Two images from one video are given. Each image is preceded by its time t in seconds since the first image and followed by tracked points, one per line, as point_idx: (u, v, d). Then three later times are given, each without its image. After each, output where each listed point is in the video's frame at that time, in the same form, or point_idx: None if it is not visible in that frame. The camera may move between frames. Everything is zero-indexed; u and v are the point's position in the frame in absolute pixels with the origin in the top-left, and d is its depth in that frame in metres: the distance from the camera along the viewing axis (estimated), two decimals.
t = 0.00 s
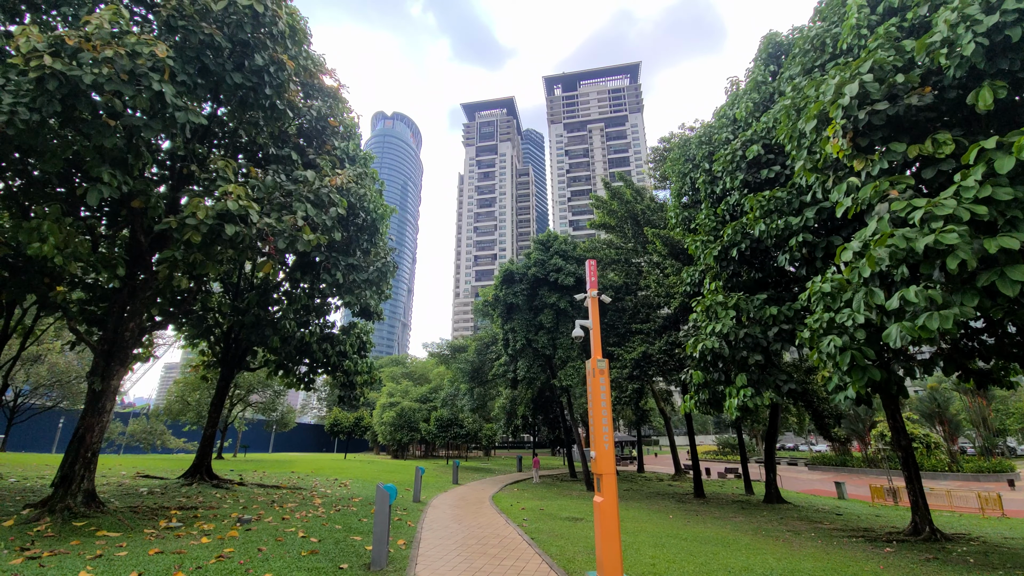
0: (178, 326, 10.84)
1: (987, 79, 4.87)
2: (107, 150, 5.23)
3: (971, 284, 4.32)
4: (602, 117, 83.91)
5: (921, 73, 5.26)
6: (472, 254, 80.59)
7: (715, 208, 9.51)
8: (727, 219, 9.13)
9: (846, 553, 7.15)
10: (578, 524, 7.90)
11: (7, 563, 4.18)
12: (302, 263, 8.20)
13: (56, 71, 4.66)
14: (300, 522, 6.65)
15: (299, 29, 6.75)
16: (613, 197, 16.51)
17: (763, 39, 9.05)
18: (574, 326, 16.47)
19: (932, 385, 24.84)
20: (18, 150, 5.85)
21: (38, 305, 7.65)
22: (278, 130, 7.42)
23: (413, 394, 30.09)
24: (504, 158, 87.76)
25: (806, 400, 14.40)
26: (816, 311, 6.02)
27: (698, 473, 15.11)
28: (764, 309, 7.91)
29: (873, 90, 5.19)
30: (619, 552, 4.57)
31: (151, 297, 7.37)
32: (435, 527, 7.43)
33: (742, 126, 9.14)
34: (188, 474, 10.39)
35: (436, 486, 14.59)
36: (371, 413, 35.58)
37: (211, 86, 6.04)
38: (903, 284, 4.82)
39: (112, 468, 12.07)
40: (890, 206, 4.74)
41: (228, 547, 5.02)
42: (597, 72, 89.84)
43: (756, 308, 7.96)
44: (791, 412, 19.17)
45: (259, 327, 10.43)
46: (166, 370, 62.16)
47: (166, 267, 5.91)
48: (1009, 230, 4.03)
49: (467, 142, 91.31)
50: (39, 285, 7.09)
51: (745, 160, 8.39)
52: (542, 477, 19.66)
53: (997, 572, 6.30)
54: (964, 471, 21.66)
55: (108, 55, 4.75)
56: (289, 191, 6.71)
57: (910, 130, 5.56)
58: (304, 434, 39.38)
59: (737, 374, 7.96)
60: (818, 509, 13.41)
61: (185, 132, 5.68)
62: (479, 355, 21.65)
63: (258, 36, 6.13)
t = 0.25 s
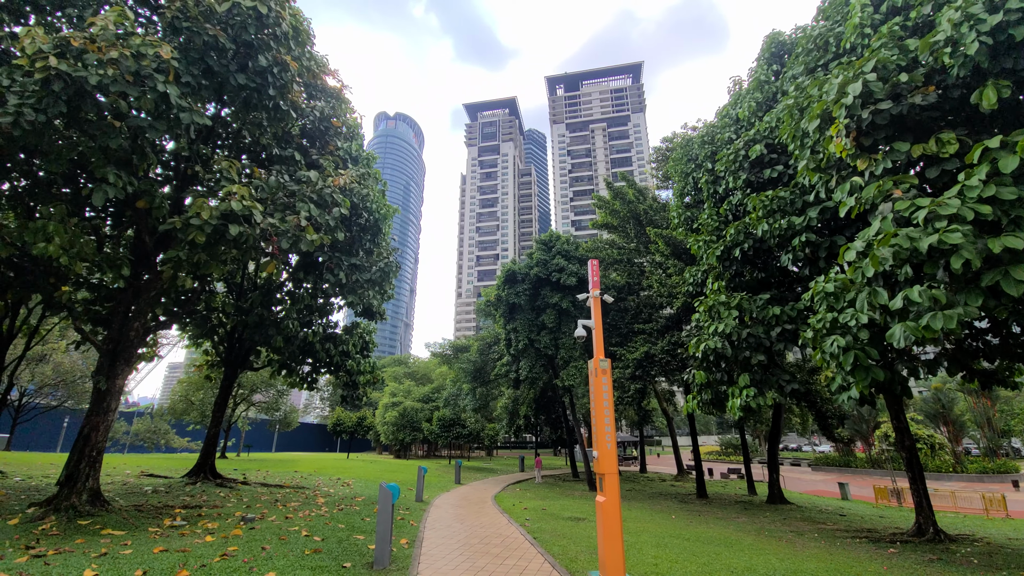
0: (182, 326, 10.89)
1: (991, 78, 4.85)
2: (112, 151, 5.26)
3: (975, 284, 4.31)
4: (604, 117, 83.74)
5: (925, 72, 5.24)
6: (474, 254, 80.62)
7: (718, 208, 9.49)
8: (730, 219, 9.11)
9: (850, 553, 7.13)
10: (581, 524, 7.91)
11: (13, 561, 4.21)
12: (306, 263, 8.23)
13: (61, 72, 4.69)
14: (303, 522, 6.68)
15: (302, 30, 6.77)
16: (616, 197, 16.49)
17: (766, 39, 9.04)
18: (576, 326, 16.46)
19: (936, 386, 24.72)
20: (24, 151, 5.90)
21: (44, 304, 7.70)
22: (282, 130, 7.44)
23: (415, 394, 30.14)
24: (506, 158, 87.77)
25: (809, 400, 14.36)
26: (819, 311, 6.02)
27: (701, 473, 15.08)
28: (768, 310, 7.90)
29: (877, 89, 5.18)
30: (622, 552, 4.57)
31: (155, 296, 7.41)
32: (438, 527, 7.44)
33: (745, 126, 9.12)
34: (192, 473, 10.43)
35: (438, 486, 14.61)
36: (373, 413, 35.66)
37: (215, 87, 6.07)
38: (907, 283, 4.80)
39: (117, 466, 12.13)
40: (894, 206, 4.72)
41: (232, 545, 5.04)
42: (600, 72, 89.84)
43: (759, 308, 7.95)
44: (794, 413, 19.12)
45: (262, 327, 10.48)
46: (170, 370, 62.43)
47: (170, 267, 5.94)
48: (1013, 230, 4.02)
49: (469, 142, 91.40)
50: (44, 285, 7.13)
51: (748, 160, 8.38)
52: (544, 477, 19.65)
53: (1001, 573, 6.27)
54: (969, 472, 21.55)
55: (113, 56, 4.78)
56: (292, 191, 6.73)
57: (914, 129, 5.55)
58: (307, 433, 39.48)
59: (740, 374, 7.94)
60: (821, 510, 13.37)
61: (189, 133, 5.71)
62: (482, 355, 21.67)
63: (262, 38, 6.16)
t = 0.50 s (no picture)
0: (187, 326, 10.95)
1: (995, 77, 4.83)
2: (118, 152, 5.30)
3: (979, 284, 4.29)
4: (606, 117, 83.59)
5: (929, 71, 5.23)
6: (477, 254, 80.68)
7: (720, 208, 9.48)
8: (733, 218, 9.10)
9: (853, 554, 7.11)
10: (583, 524, 7.92)
11: (20, 560, 4.25)
12: (309, 263, 8.27)
13: (67, 74, 4.72)
14: (306, 521, 6.71)
15: (305, 31, 6.80)
16: (618, 197, 16.49)
17: (769, 38, 9.01)
18: (579, 326, 16.45)
19: (940, 386, 24.58)
20: (31, 153, 5.95)
21: (50, 305, 7.75)
22: (285, 131, 7.47)
23: (417, 393, 30.19)
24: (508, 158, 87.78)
25: (812, 400, 14.31)
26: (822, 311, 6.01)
27: (704, 474, 15.05)
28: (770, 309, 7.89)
29: (880, 88, 5.16)
30: (624, 551, 4.57)
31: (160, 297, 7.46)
32: (440, 526, 7.46)
33: (748, 125, 9.10)
34: (196, 473, 10.49)
35: (441, 485, 14.65)
36: (376, 412, 35.74)
37: (219, 89, 6.10)
38: (911, 283, 4.79)
39: (122, 466, 12.21)
40: (897, 205, 4.71)
41: (237, 544, 5.07)
42: (602, 71, 89.70)
43: (762, 307, 7.94)
44: (798, 413, 19.07)
45: (266, 327, 10.54)
46: (174, 369, 62.80)
47: (175, 267, 5.98)
48: (1018, 229, 4.00)
49: (472, 142, 91.48)
50: (50, 285, 7.19)
51: (751, 160, 8.36)
52: (547, 477, 19.65)
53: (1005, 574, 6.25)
54: (973, 473, 21.43)
55: (118, 58, 4.80)
56: (295, 192, 6.75)
57: (917, 128, 5.54)
58: (310, 433, 39.61)
59: (743, 374, 7.93)
60: (825, 510, 13.32)
61: (193, 134, 5.73)
62: (484, 354, 21.68)
63: (265, 39, 6.18)
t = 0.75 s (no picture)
0: (191, 326, 11.02)
1: (999, 75, 4.81)
2: (123, 154, 5.33)
3: (983, 283, 4.28)
4: (608, 116, 83.46)
5: (932, 70, 5.21)
6: (479, 254, 80.71)
7: (723, 207, 9.46)
8: (735, 218, 9.09)
9: (857, 553, 7.09)
10: (586, 523, 7.93)
11: (27, 558, 4.30)
12: (313, 263, 8.32)
13: (73, 76, 4.76)
14: (311, 519, 6.75)
15: (308, 32, 6.82)
16: (621, 196, 16.49)
17: (772, 37, 8.99)
18: (581, 325, 16.46)
19: (945, 386, 24.45)
20: (38, 154, 6.01)
21: (56, 305, 7.82)
22: (289, 132, 7.50)
23: (420, 393, 30.27)
24: (511, 158, 87.77)
25: (816, 400, 14.27)
26: (825, 311, 6.00)
27: (707, 473, 15.03)
28: (773, 309, 7.88)
29: (883, 87, 5.15)
30: (628, 551, 4.58)
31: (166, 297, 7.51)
32: (443, 525, 7.49)
33: (750, 124, 9.09)
34: (201, 472, 10.55)
35: (444, 485, 14.68)
36: (379, 412, 35.85)
37: (224, 90, 6.14)
38: (915, 283, 4.77)
39: (128, 465, 12.30)
40: (901, 204, 4.70)
41: (242, 543, 5.10)
42: (604, 70, 89.57)
43: (765, 307, 7.93)
44: (801, 412, 19.01)
45: (270, 327, 10.60)
46: (179, 369, 63.17)
47: (180, 268, 6.02)
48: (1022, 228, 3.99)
49: (474, 142, 91.54)
50: (57, 286, 7.25)
51: (754, 159, 8.35)
52: (550, 476, 19.65)
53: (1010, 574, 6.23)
54: (978, 473, 21.32)
55: (124, 60, 4.84)
56: (299, 192, 6.78)
57: (920, 127, 5.53)
58: (314, 432, 39.76)
59: (746, 374, 7.93)
60: (828, 510, 13.28)
61: (198, 135, 5.76)
62: (487, 354, 21.70)
63: (269, 41, 6.21)
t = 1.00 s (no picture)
0: (196, 326, 11.09)
1: (1003, 73, 4.79)
2: (129, 156, 5.38)
3: (987, 282, 4.27)
4: (611, 115, 83.32)
5: (936, 68, 5.20)
6: (482, 253, 80.77)
7: (726, 206, 9.46)
8: (738, 217, 9.08)
9: (861, 553, 7.08)
10: (589, 522, 7.95)
11: (35, 556, 4.35)
12: (316, 263, 8.37)
13: (79, 79, 4.79)
14: (315, 518, 6.79)
15: (311, 33, 6.86)
16: (623, 196, 16.48)
17: (775, 35, 8.97)
18: (584, 325, 16.46)
19: (950, 385, 24.31)
20: (46, 157, 6.08)
21: (63, 305, 7.90)
22: (292, 133, 7.54)
23: (424, 393, 30.34)
24: (513, 157, 87.74)
25: (820, 399, 14.23)
26: (829, 310, 5.99)
27: (710, 472, 15.01)
28: (776, 308, 7.87)
29: (886, 85, 5.14)
30: (630, 549, 4.59)
31: (171, 297, 7.57)
32: (447, 524, 7.52)
33: (753, 123, 9.07)
34: (207, 471, 10.63)
35: (447, 484, 14.73)
36: (383, 411, 35.95)
37: (228, 92, 6.17)
38: (918, 281, 4.76)
39: (134, 464, 12.40)
40: (904, 203, 4.69)
41: (247, 541, 5.15)
42: (607, 69, 89.41)
43: (768, 306, 7.92)
44: (805, 411, 18.96)
45: (274, 327, 10.67)
46: (184, 369, 63.57)
47: (185, 268, 6.07)
48: None
49: (477, 141, 91.59)
50: (64, 287, 7.33)
51: (757, 158, 8.34)
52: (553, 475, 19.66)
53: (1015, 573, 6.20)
54: (984, 472, 21.20)
55: (129, 63, 4.88)
56: (303, 193, 6.81)
57: (924, 126, 5.51)
58: (318, 432, 39.93)
59: (749, 373, 7.92)
60: (833, 510, 13.24)
61: (203, 137, 5.80)
62: (490, 354, 21.73)
63: (273, 42, 6.25)
